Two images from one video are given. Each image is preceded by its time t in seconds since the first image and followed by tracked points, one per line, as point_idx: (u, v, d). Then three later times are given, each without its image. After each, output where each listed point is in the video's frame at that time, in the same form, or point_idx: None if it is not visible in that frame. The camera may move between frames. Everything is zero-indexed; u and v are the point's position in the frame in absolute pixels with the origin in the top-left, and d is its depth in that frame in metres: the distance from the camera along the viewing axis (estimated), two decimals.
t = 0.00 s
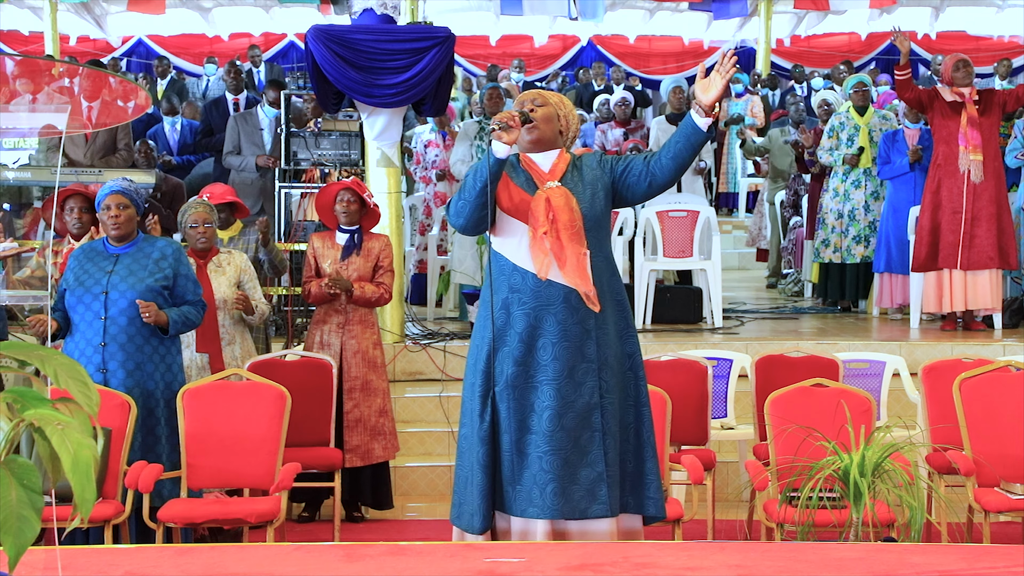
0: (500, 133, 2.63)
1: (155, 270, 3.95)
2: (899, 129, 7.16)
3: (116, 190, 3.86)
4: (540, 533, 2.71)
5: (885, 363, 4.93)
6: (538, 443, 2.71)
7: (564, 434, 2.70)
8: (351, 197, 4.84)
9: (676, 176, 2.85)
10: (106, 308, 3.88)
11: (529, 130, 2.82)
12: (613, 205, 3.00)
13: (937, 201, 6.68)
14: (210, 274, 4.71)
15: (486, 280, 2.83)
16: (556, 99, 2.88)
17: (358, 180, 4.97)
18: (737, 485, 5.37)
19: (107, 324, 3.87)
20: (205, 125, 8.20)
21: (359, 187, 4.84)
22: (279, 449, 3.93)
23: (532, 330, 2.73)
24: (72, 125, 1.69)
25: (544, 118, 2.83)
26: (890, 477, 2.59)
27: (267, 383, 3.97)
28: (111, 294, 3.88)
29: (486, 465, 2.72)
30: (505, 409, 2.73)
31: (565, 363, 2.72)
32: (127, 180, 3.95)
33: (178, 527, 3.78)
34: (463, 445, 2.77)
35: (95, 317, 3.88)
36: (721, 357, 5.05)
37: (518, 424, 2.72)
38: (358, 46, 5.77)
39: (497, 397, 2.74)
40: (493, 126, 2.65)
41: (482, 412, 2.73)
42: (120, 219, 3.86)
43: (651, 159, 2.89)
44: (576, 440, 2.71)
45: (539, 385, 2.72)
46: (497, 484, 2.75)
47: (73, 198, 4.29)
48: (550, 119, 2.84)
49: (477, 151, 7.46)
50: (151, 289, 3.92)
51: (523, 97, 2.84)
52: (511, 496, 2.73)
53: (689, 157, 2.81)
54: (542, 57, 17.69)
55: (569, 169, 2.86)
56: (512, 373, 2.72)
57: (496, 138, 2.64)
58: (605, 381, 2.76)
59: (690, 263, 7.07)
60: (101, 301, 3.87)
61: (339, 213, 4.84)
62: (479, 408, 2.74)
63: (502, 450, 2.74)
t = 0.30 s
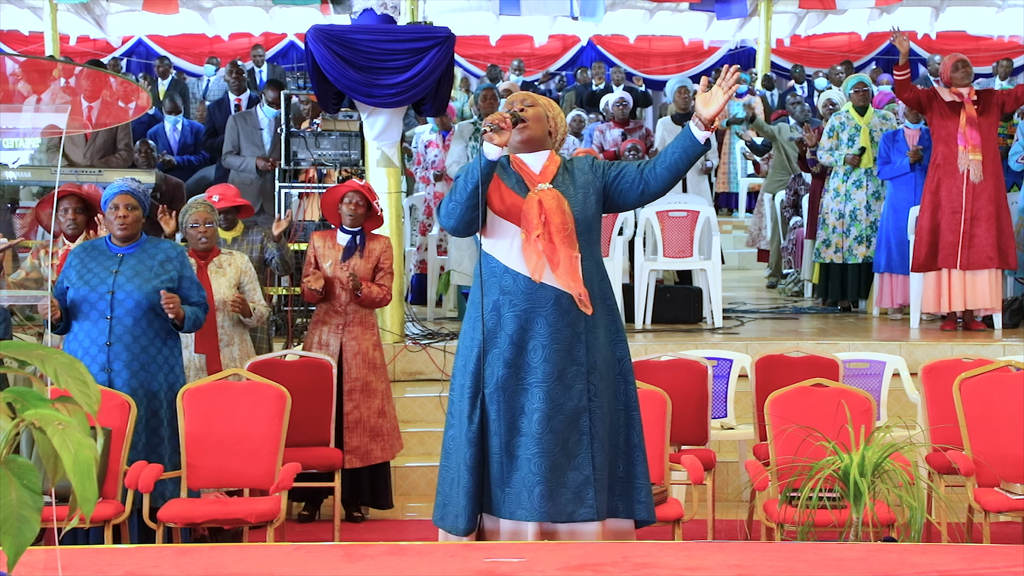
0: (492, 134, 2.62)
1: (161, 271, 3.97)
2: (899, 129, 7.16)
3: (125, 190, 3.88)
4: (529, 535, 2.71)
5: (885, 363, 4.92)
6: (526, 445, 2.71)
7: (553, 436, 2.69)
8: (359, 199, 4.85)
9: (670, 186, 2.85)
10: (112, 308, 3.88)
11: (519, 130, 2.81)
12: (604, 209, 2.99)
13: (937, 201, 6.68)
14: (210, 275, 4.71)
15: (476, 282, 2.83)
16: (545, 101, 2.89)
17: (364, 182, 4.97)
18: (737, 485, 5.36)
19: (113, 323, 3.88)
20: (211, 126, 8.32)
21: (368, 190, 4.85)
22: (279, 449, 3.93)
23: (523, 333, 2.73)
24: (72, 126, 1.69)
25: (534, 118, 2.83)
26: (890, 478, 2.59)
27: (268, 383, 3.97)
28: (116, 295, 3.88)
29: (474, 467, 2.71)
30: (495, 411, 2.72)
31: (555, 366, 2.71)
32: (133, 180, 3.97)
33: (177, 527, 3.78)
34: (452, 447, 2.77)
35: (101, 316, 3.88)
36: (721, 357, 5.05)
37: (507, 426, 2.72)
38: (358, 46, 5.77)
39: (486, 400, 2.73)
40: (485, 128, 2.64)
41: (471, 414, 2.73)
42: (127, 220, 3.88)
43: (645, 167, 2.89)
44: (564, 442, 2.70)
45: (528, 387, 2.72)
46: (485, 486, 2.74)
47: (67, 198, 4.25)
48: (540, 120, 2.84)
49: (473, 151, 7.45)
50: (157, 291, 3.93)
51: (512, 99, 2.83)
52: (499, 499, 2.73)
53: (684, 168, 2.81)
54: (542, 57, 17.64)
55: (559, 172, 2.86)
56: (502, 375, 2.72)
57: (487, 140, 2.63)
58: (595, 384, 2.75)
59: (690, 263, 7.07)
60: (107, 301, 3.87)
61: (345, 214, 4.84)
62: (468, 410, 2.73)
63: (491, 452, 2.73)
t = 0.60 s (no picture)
0: (488, 132, 2.62)
1: (167, 274, 3.99)
2: (900, 129, 7.16)
3: (131, 191, 3.92)
4: (524, 535, 2.71)
5: (885, 363, 4.92)
6: (521, 445, 2.71)
7: (548, 437, 2.69)
8: (356, 198, 4.85)
9: (668, 188, 2.85)
10: (120, 309, 3.89)
11: (513, 129, 2.80)
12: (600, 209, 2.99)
13: (937, 201, 6.68)
14: (216, 275, 4.71)
15: (470, 282, 2.82)
16: (537, 100, 2.88)
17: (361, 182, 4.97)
18: (737, 485, 5.36)
19: (120, 324, 3.88)
20: (206, 125, 8.24)
21: (365, 190, 4.85)
22: (279, 449, 3.93)
23: (517, 333, 2.73)
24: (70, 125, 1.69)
25: (527, 118, 2.82)
26: (890, 477, 2.59)
27: (268, 383, 3.97)
28: (125, 295, 3.89)
29: (469, 467, 2.71)
30: (489, 411, 2.72)
31: (549, 366, 2.71)
32: (139, 182, 4.02)
33: (177, 527, 3.78)
34: (446, 447, 2.77)
35: (108, 316, 3.88)
36: (721, 357, 5.06)
37: (502, 426, 2.72)
38: (358, 46, 5.77)
39: (480, 400, 2.73)
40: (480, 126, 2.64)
41: (465, 414, 2.73)
42: (135, 221, 3.91)
43: (643, 169, 2.89)
44: (559, 443, 2.70)
45: (522, 388, 2.72)
46: (480, 486, 2.74)
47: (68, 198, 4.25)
48: (533, 119, 2.83)
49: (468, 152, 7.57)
50: (164, 293, 3.95)
51: (506, 98, 2.83)
52: (494, 499, 2.72)
53: (681, 171, 2.81)
54: (542, 57, 17.65)
55: (554, 172, 2.86)
56: (496, 375, 2.72)
57: (483, 137, 2.64)
58: (590, 385, 2.75)
59: (690, 263, 7.07)
60: (115, 301, 3.88)
61: (343, 215, 4.84)
62: (463, 410, 2.73)
63: (485, 452, 2.73)
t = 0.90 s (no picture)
0: (484, 133, 2.61)
1: (171, 276, 3.99)
2: (900, 129, 7.16)
3: (137, 191, 3.90)
4: (524, 535, 2.71)
5: (885, 363, 4.92)
6: (521, 445, 2.71)
7: (546, 437, 2.69)
8: (349, 197, 4.86)
9: (666, 190, 2.86)
10: (126, 309, 3.89)
11: (510, 129, 2.81)
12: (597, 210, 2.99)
13: (937, 201, 6.68)
14: (230, 275, 4.71)
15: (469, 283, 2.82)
16: (535, 100, 2.88)
17: (354, 181, 4.98)
18: (737, 485, 5.36)
19: (126, 325, 3.89)
20: (197, 124, 8.23)
21: (357, 187, 4.85)
22: (279, 449, 3.93)
23: (516, 334, 2.73)
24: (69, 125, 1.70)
25: (525, 118, 2.82)
26: (890, 477, 2.59)
27: (267, 383, 3.97)
28: (130, 296, 3.90)
29: (468, 468, 2.71)
30: (488, 411, 2.72)
31: (548, 367, 2.71)
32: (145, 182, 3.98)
33: (178, 527, 3.78)
34: (446, 447, 2.76)
35: (114, 317, 3.89)
36: (721, 357, 5.06)
37: (501, 426, 2.72)
38: (358, 46, 5.77)
39: (480, 401, 2.73)
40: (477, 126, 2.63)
41: (465, 415, 2.73)
42: (140, 223, 3.89)
43: (641, 171, 2.89)
44: (557, 443, 2.70)
45: (521, 389, 2.72)
46: (480, 486, 2.74)
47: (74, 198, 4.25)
48: (531, 119, 2.83)
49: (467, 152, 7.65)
50: (169, 295, 3.96)
51: (504, 99, 2.82)
52: (494, 499, 2.73)
53: (680, 174, 2.81)
54: (542, 57, 17.78)
55: (552, 172, 2.86)
56: (495, 376, 2.72)
57: (479, 138, 2.63)
58: (588, 386, 2.75)
59: (690, 263, 7.08)
60: (120, 303, 3.89)
61: (337, 214, 4.85)
62: (462, 410, 2.73)
63: (485, 452, 2.73)
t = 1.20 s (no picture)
0: (483, 133, 2.60)
1: (172, 276, 3.99)
2: (900, 129, 7.17)
3: (139, 192, 3.90)
4: (525, 535, 2.71)
5: (885, 363, 4.92)
6: (522, 445, 2.70)
7: (547, 437, 2.69)
8: (346, 197, 4.85)
9: (667, 191, 2.85)
10: (127, 310, 3.90)
11: (510, 129, 2.81)
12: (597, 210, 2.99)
13: (938, 201, 6.68)
14: (241, 275, 4.71)
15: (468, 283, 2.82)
16: (535, 100, 2.88)
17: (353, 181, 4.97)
18: (737, 485, 5.36)
19: (126, 325, 3.89)
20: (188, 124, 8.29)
21: (352, 186, 4.85)
22: (279, 449, 3.93)
23: (516, 334, 2.73)
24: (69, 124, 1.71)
25: (524, 118, 2.82)
26: (890, 477, 2.59)
27: (267, 383, 3.97)
28: (131, 296, 3.90)
29: (469, 468, 2.72)
30: (489, 412, 2.72)
31: (548, 367, 2.71)
32: (147, 182, 3.98)
33: (178, 527, 3.78)
34: (446, 448, 2.76)
35: (114, 318, 3.89)
36: (721, 357, 5.06)
37: (502, 427, 2.72)
38: (358, 46, 5.77)
39: (480, 401, 2.73)
40: (477, 126, 2.62)
41: (466, 415, 2.73)
42: (141, 223, 3.89)
43: (640, 171, 2.89)
44: (558, 443, 2.70)
45: (522, 389, 2.72)
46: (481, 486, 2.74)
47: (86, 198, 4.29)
48: (531, 119, 2.83)
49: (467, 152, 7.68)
50: (170, 296, 3.96)
51: (503, 98, 2.82)
52: (496, 499, 2.72)
53: (679, 175, 2.81)
54: (542, 57, 17.65)
55: (552, 172, 2.86)
56: (496, 377, 2.72)
57: (478, 138, 2.62)
58: (589, 386, 2.75)
59: (690, 263, 7.07)
60: (121, 303, 3.89)
61: (335, 213, 4.85)
62: (462, 410, 2.73)
63: (485, 452, 2.73)
